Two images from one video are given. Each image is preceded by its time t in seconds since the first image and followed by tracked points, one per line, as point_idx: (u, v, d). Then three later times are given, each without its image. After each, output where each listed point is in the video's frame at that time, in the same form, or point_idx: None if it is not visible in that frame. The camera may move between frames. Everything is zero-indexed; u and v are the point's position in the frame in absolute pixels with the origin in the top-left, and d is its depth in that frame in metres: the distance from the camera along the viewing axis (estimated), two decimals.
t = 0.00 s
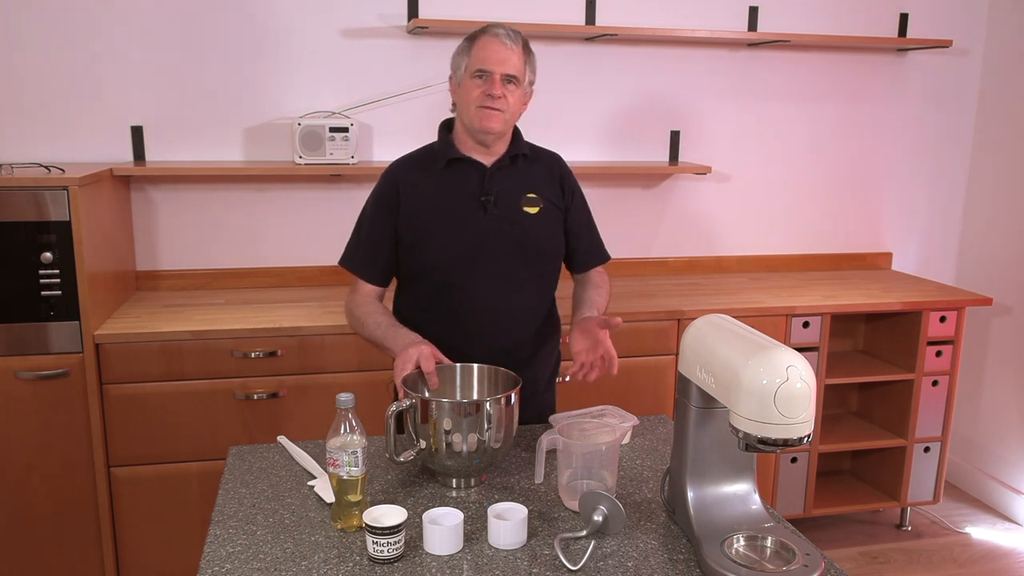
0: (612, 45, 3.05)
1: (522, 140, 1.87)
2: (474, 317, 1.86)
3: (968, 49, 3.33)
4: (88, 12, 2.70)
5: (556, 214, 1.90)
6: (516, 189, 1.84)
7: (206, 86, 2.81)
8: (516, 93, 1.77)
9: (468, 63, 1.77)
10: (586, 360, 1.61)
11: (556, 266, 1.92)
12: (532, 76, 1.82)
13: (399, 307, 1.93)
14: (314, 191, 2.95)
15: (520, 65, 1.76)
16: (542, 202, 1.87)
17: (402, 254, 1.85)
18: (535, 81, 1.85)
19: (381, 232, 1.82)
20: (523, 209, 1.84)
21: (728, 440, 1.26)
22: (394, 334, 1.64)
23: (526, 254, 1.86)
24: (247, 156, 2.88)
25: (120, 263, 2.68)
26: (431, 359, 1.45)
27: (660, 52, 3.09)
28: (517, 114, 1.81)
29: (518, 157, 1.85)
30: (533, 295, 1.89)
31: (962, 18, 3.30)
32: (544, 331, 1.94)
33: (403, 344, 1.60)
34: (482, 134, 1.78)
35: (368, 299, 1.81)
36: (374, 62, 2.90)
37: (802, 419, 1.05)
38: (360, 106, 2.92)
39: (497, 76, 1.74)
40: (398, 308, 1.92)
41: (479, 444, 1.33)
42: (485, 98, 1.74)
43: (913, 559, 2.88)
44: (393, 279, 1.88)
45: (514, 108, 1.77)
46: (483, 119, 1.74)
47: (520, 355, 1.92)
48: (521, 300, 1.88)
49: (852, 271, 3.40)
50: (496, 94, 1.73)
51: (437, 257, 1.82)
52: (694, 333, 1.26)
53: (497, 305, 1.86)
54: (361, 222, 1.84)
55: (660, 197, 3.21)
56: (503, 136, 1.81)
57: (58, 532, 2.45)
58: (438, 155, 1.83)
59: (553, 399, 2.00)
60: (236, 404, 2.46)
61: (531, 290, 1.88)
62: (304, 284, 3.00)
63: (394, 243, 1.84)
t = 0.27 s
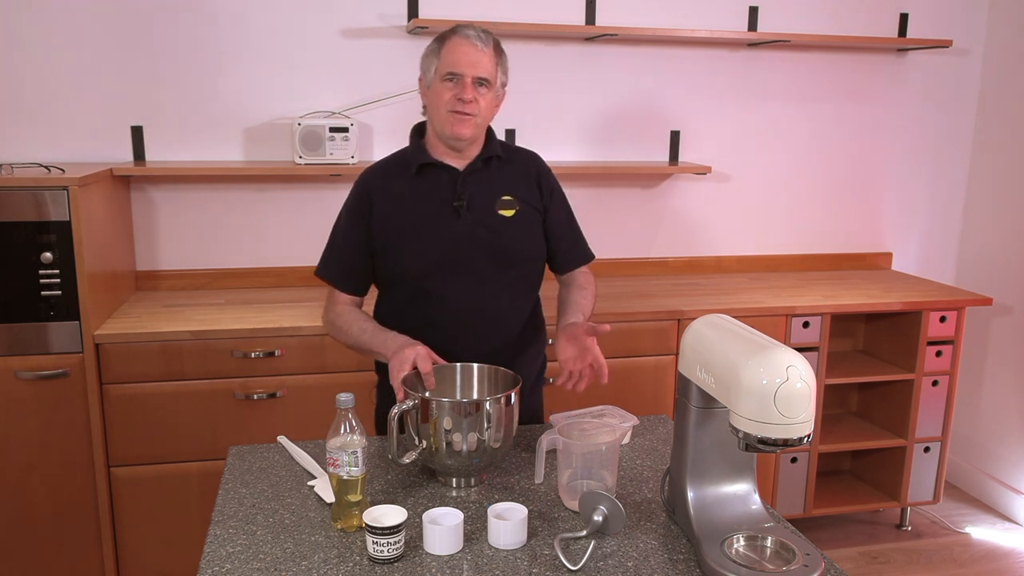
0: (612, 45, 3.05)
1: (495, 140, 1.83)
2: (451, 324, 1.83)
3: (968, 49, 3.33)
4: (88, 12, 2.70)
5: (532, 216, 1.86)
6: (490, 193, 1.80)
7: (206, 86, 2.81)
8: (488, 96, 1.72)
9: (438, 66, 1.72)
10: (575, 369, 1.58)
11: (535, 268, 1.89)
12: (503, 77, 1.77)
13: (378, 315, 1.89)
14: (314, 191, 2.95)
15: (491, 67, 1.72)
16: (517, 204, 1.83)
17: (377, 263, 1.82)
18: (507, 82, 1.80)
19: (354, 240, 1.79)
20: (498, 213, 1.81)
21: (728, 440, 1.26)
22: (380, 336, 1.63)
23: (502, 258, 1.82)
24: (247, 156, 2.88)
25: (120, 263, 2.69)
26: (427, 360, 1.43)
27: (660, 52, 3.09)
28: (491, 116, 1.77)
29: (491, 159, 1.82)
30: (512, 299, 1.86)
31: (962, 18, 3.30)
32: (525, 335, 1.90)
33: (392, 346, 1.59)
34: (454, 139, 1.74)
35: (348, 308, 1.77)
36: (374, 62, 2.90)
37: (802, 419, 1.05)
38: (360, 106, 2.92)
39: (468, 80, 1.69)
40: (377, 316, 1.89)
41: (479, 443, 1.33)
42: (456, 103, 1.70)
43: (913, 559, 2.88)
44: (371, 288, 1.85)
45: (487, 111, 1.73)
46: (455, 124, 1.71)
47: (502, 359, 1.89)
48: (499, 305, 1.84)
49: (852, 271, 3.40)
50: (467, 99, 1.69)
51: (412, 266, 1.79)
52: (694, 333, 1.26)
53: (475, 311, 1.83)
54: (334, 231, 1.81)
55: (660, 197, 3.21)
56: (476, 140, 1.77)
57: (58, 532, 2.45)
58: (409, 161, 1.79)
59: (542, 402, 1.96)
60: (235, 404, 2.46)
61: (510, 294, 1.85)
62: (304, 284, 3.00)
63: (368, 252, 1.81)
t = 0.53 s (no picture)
0: (612, 45, 3.05)
1: (469, 142, 1.82)
2: (435, 330, 1.82)
3: (967, 49, 3.33)
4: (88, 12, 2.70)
5: (510, 216, 1.86)
6: (467, 196, 1.81)
7: (206, 86, 2.81)
8: (457, 97, 1.71)
9: (404, 69, 1.71)
10: (555, 372, 1.60)
11: (517, 269, 1.89)
12: (472, 77, 1.76)
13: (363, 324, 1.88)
14: (314, 191, 2.95)
15: (458, 68, 1.71)
16: (494, 205, 1.83)
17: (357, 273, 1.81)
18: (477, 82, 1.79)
19: (331, 251, 1.77)
20: (476, 216, 1.81)
21: (728, 440, 1.26)
22: (369, 343, 1.62)
23: (482, 261, 1.82)
24: (247, 156, 2.88)
25: (121, 263, 2.69)
26: (423, 363, 1.42)
27: (660, 52, 3.09)
28: (461, 118, 1.76)
29: (465, 161, 1.81)
30: (495, 300, 1.85)
31: (962, 18, 3.30)
32: (510, 336, 1.90)
33: (385, 350, 1.58)
34: (425, 143, 1.73)
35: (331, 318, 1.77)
36: (374, 62, 2.89)
37: (802, 419, 1.05)
38: (360, 106, 2.92)
39: (435, 82, 1.68)
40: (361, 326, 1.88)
41: (479, 443, 1.33)
42: (424, 106, 1.69)
43: (913, 559, 2.88)
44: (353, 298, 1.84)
45: (456, 113, 1.72)
46: (424, 128, 1.70)
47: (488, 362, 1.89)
48: (482, 308, 1.84)
49: (852, 271, 3.40)
50: (435, 102, 1.69)
51: (392, 274, 1.78)
52: (696, 331, 1.26)
53: (458, 315, 1.83)
54: (311, 244, 1.80)
55: (660, 197, 3.21)
56: (448, 143, 1.77)
57: (57, 532, 2.45)
58: (382, 169, 1.78)
59: (535, 401, 1.96)
60: (235, 404, 2.46)
61: (493, 296, 1.85)
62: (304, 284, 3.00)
63: (347, 263, 1.80)
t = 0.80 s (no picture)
0: (612, 45, 3.05)
1: (455, 141, 1.82)
2: (428, 332, 1.82)
3: (967, 49, 3.33)
4: (89, 12, 2.70)
5: (501, 215, 1.86)
6: (457, 196, 1.81)
7: (206, 86, 2.81)
8: (437, 95, 1.71)
9: (382, 71, 1.72)
10: (549, 372, 1.60)
11: (510, 267, 1.89)
12: (452, 73, 1.76)
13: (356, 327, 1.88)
14: (314, 191, 2.94)
15: (436, 64, 1.70)
16: (484, 205, 1.83)
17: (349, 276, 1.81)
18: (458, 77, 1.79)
19: (321, 256, 1.77)
20: (466, 216, 1.81)
21: (728, 440, 1.25)
22: (364, 346, 1.62)
23: (473, 261, 1.82)
24: (247, 156, 2.88)
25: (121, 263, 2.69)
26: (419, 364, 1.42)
27: (660, 52, 3.09)
28: (445, 116, 1.76)
29: (454, 161, 1.82)
30: (488, 300, 1.85)
31: (962, 18, 3.30)
32: (504, 336, 1.90)
33: (381, 352, 1.58)
34: (411, 145, 1.73)
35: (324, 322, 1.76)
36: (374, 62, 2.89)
37: (802, 419, 1.05)
38: (360, 106, 2.92)
39: (413, 82, 1.68)
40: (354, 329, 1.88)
41: (479, 443, 1.33)
42: (404, 107, 1.70)
43: (913, 559, 2.88)
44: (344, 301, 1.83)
45: (438, 111, 1.72)
46: (407, 129, 1.70)
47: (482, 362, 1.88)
48: (474, 308, 1.84)
49: (852, 271, 3.40)
50: (415, 101, 1.69)
51: (383, 276, 1.78)
52: (697, 331, 1.25)
53: (451, 316, 1.82)
54: (302, 248, 1.79)
55: (660, 197, 3.21)
56: (434, 142, 1.76)
57: (57, 532, 2.45)
58: (371, 172, 1.78)
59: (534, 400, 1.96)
60: (235, 404, 2.46)
61: (486, 295, 1.85)
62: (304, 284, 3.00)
63: (338, 266, 1.80)
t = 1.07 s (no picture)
0: (612, 45, 3.05)
1: (459, 140, 1.83)
2: (430, 331, 1.82)
3: (967, 49, 3.33)
4: (89, 12, 2.70)
5: (504, 214, 1.87)
6: (460, 195, 1.81)
7: (206, 86, 2.81)
8: (439, 94, 1.72)
9: (383, 73, 1.72)
10: (548, 371, 1.60)
11: (513, 267, 1.89)
12: (453, 72, 1.76)
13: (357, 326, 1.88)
14: (314, 191, 2.94)
15: (436, 64, 1.71)
16: (488, 204, 1.84)
17: (352, 275, 1.81)
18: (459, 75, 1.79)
19: (324, 254, 1.77)
20: (470, 214, 1.81)
21: (728, 440, 1.25)
22: (363, 343, 1.62)
23: (477, 260, 1.82)
24: (247, 156, 2.88)
25: (121, 263, 2.69)
26: (419, 364, 1.41)
27: (660, 52, 3.09)
28: (447, 115, 1.77)
29: (457, 160, 1.82)
30: (491, 299, 1.85)
31: (962, 18, 3.30)
32: (506, 336, 1.90)
33: (381, 350, 1.58)
34: (414, 145, 1.74)
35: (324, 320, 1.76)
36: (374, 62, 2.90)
37: (802, 419, 1.05)
38: (360, 106, 2.92)
39: (415, 83, 1.69)
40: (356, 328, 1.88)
41: (479, 443, 1.33)
42: (407, 108, 1.70)
43: (913, 559, 2.88)
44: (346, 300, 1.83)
45: (441, 111, 1.73)
46: (410, 130, 1.71)
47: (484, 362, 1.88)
48: (477, 308, 1.84)
49: (852, 271, 3.40)
50: (417, 102, 1.69)
51: (386, 275, 1.78)
52: (697, 331, 1.26)
53: (453, 315, 1.82)
54: (305, 246, 1.79)
55: (660, 197, 3.21)
56: (437, 141, 1.77)
57: (57, 532, 2.45)
58: (375, 170, 1.79)
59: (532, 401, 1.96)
60: (235, 404, 2.46)
61: (489, 295, 1.85)
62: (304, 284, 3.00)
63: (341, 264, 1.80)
